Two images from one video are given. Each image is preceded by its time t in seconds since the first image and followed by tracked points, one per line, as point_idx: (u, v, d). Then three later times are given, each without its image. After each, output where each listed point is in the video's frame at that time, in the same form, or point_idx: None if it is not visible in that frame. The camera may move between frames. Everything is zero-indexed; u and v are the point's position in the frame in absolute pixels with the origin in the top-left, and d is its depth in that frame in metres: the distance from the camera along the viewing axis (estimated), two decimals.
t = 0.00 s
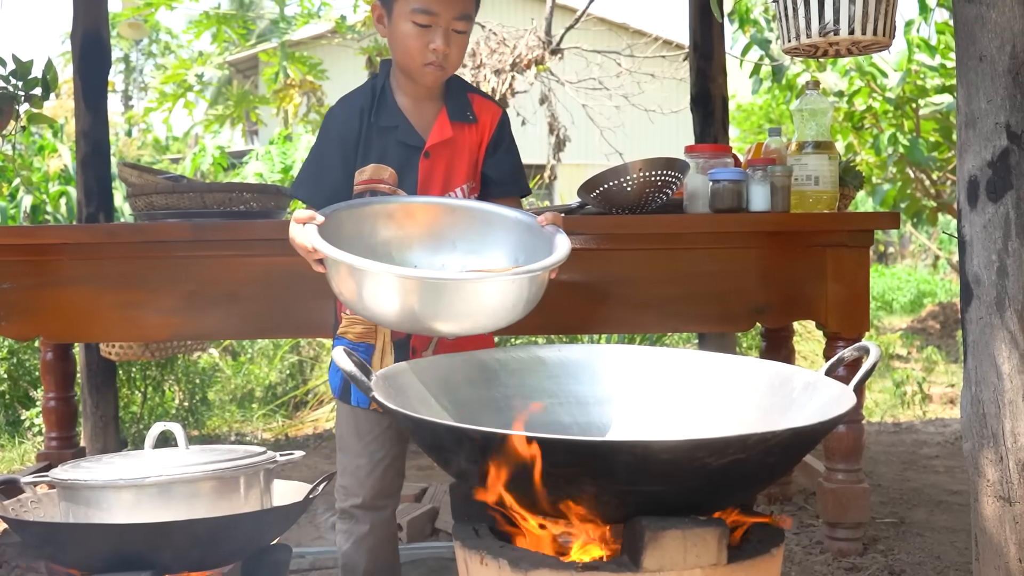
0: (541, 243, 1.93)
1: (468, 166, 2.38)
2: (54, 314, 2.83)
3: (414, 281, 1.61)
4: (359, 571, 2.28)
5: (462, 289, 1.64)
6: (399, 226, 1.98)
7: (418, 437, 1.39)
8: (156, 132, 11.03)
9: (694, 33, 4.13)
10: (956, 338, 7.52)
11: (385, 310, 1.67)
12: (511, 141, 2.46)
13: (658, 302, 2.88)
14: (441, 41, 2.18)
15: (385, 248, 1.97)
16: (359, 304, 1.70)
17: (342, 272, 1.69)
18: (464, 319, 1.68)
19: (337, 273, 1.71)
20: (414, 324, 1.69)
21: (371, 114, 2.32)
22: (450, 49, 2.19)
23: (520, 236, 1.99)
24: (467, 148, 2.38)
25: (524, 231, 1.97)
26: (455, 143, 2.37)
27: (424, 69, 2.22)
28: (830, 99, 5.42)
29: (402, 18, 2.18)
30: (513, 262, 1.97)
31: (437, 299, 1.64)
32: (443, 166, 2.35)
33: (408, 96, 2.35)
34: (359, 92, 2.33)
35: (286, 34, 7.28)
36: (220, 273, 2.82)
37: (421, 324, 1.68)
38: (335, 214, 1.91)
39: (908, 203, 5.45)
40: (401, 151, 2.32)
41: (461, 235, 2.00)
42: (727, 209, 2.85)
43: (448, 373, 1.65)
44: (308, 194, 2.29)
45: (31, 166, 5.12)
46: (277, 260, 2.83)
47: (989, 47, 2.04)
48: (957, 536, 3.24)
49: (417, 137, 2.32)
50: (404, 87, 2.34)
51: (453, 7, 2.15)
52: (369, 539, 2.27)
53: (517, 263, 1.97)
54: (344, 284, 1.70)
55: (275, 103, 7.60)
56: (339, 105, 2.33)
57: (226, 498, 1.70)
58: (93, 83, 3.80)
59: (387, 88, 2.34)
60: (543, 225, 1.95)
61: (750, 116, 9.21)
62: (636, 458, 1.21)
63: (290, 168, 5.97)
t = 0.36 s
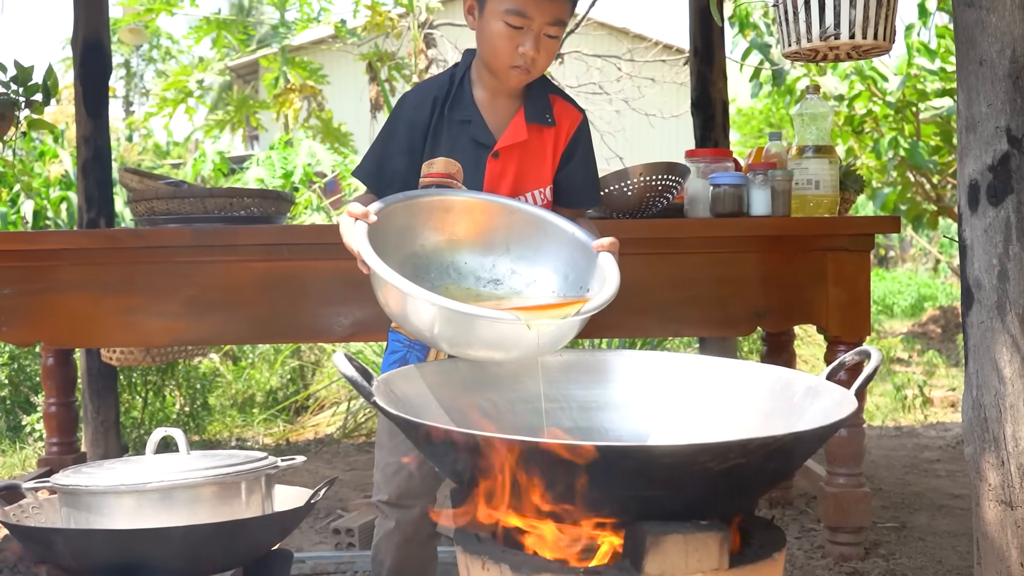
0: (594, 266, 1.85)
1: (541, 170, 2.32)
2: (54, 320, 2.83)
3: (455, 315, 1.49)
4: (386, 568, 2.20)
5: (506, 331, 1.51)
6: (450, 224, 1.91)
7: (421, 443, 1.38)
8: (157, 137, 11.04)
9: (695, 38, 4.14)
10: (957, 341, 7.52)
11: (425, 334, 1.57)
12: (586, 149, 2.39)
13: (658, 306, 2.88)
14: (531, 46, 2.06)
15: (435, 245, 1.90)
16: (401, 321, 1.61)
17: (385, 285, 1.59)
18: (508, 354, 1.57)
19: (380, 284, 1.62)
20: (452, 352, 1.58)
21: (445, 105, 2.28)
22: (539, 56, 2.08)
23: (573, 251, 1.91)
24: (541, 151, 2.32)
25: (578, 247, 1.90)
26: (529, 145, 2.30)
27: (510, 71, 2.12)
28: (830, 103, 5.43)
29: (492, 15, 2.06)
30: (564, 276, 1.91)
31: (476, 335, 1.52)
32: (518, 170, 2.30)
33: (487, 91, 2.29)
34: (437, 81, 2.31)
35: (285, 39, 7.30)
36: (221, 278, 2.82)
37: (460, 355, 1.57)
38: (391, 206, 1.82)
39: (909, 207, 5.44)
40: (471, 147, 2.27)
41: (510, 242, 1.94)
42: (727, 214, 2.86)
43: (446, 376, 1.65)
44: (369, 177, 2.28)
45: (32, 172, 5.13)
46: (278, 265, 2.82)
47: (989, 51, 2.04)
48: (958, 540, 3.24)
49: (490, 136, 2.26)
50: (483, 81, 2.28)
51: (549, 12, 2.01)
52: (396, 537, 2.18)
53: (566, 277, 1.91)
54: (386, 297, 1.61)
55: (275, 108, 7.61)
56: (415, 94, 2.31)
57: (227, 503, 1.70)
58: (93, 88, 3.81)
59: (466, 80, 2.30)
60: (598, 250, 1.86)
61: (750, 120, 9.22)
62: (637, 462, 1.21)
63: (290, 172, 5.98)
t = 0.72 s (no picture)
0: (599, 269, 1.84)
1: (564, 173, 2.33)
2: (54, 324, 2.83)
3: (461, 320, 1.45)
4: (389, 570, 2.20)
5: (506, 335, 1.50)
6: (458, 212, 1.89)
7: (422, 447, 1.39)
8: (158, 141, 11.04)
9: (695, 42, 4.15)
10: (958, 344, 7.51)
11: (422, 330, 1.54)
12: (608, 155, 2.40)
13: (659, 310, 2.88)
14: (564, 50, 2.04)
15: (442, 232, 1.88)
16: (398, 310, 1.57)
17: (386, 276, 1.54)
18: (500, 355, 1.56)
19: (381, 273, 1.57)
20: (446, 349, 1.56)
21: (471, 102, 2.29)
22: (570, 61, 2.07)
23: (578, 250, 1.91)
24: (565, 154, 2.33)
25: (583, 247, 1.89)
26: (553, 147, 2.31)
27: (542, 74, 2.11)
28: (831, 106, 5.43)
29: (528, 16, 2.05)
30: (567, 272, 1.91)
31: (477, 337, 1.50)
32: (541, 172, 2.30)
33: (514, 89, 2.28)
34: (464, 78, 2.32)
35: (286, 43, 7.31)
36: (222, 283, 2.82)
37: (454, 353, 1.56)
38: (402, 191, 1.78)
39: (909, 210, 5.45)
40: (495, 145, 2.26)
41: (515, 235, 1.93)
42: (728, 218, 2.87)
43: (449, 380, 1.64)
44: (388, 169, 2.29)
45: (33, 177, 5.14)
46: (279, 269, 2.83)
47: (989, 55, 2.04)
48: (960, 544, 3.24)
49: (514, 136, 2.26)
50: (510, 79, 2.28)
51: (585, 17, 2.00)
52: (400, 539, 2.19)
53: (569, 274, 1.91)
54: (386, 286, 1.56)
55: (276, 112, 7.61)
56: (442, 89, 2.31)
57: (229, 507, 1.70)
58: (95, 93, 3.82)
59: (494, 79, 2.30)
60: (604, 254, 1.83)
61: (751, 123, 9.23)
62: (638, 466, 1.21)
63: (291, 176, 5.98)
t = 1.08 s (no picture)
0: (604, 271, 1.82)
1: (581, 173, 2.34)
2: (56, 328, 2.83)
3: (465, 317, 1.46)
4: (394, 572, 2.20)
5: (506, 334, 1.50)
6: (469, 201, 1.87)
7: (424, 451, 1.38)
8: (160, 145, 11.05)
9: (696, 45, 4.15)
10: (960, 347, 7.51)
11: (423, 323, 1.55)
12: (625, 156, 2.41)
13: (662, 313, 2.88)
14: (583, 51, 2.10)
15: (450, 219, 1.87)
16: (402, 302, 1.58)
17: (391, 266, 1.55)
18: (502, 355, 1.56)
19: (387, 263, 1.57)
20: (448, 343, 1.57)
21: (486, 100, 2.30)
22: (588, 63, 2.12)
23: (586, 250, 1.89)
24: (582, 154, 2.34)
25: (592, 247, 1.87)
26: (570, 147, 2.32)
27: (558, 75, 2.15)
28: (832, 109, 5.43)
29: (548, 17, 2.09)
30: (573, 270, 1.90)
31: (481, 334, 1.50)
32: (558, 172, 2.31)
33: (530, 89, 2.29)
34: (481, 76, 2.32)
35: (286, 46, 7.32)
36: (223, 286, 2.83)
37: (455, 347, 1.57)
38: (413, 175, 1.75)
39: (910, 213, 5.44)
40: (511, 144, 2.27)
41: (524, 228, 1.92)
42: (728, 221, 2.87)
43: (453, 382, 1.64)
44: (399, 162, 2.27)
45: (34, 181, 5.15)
46: (280, 273, 2.83)
47: (990, 58, 2.05)
48: (961, 547, 3.23)
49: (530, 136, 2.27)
50: (525, 78, 2.29)
51: (604, 20, 2.06)
52: (405, 541, 2.18)
53: (576, 272, 1.90)
54: (390, 276, 1.57)
55: (277, 116, 7.62)
56: (458, 86, 2.31)
57: (230, 512, 1.70)
58: (96, 97, 3.82)
59: (511, 78, 2.31)
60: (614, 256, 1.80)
61: (752, 126, 9.24)
62: (639, 470, 1.21)
63: (292, 180, 5.99)
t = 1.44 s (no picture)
0: (614, 271, 1.82)
1: (595, 175, 2.27)
2: (56, 332, 2.84)
3: (473, 308, 1.43)
4: None
5: (513, 332, 1.46)
6: (482, 189, 1.87)
7: (424, 454, 1.38)
8: (160, 149, 11.06)
9: (695, 48, 4.16)
10: (960, 350, 7.51)
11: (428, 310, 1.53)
12: (640, 158, 2.34)
13: (661, 317, 2.89)
14: (599, 55, 1.99)
15: (461, 206, 1.87)
16: (411, 292, 1.56)
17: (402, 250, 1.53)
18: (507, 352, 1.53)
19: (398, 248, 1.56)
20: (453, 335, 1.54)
21: (501, 99, 2.22)
22: (604, 65, 2.00)
23: (596, 249, 1.88)
24: (596, 157, 2.26)
25: (601, 247, 1.86)
26: (584, 149, 2.24)
27: (574, 78, 2.04)
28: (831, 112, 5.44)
29: (565, 19, 1.98)
30: (581, 268, 1.90)
31: (488, 331, 1.47)
32: (571, 174, 2.24)
33: (545, 90, 2.21)
34: (496, 75, 2.24)
35: (287, 51, 7.34)
36: (224, 290, 2.83)
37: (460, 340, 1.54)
38: (431, 158, 1.75)
39: (910, 215, 5.45)
40: (525, 145, 2.20)
41: (533, 222, 1.92)
42: (728, 224, 2.87)
43: (455, 384, 1.65)
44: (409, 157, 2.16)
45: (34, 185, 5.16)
46: (281, 277, 2.83)
47: (989, 60, 2.05)
48: (962, 550, 3.23)
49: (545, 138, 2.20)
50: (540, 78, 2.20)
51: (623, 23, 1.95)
52: (410, 544, 2.14)
53: (583, 271, 1.89)
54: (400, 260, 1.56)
55: (277, 120, 7.63)
56: (472, 85, 2.23)
57: (231, 516, 1.70)
58: (96, 102, 3.82)
59: (526, 78, 2.23)
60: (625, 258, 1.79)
61: (752, 129, 9.26)
62: (639, 473, 1.21)
63: (292, 184, 6.00)
